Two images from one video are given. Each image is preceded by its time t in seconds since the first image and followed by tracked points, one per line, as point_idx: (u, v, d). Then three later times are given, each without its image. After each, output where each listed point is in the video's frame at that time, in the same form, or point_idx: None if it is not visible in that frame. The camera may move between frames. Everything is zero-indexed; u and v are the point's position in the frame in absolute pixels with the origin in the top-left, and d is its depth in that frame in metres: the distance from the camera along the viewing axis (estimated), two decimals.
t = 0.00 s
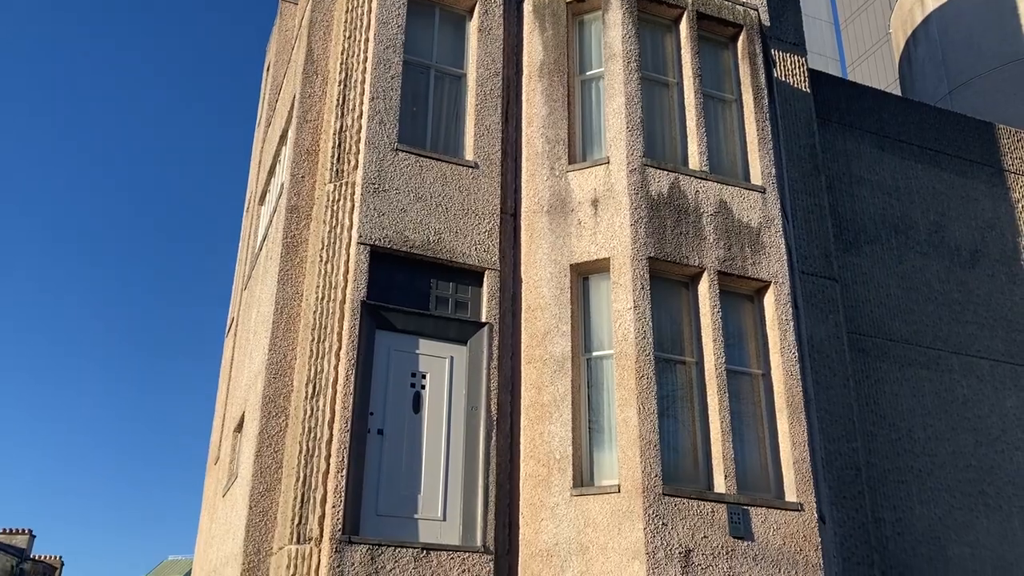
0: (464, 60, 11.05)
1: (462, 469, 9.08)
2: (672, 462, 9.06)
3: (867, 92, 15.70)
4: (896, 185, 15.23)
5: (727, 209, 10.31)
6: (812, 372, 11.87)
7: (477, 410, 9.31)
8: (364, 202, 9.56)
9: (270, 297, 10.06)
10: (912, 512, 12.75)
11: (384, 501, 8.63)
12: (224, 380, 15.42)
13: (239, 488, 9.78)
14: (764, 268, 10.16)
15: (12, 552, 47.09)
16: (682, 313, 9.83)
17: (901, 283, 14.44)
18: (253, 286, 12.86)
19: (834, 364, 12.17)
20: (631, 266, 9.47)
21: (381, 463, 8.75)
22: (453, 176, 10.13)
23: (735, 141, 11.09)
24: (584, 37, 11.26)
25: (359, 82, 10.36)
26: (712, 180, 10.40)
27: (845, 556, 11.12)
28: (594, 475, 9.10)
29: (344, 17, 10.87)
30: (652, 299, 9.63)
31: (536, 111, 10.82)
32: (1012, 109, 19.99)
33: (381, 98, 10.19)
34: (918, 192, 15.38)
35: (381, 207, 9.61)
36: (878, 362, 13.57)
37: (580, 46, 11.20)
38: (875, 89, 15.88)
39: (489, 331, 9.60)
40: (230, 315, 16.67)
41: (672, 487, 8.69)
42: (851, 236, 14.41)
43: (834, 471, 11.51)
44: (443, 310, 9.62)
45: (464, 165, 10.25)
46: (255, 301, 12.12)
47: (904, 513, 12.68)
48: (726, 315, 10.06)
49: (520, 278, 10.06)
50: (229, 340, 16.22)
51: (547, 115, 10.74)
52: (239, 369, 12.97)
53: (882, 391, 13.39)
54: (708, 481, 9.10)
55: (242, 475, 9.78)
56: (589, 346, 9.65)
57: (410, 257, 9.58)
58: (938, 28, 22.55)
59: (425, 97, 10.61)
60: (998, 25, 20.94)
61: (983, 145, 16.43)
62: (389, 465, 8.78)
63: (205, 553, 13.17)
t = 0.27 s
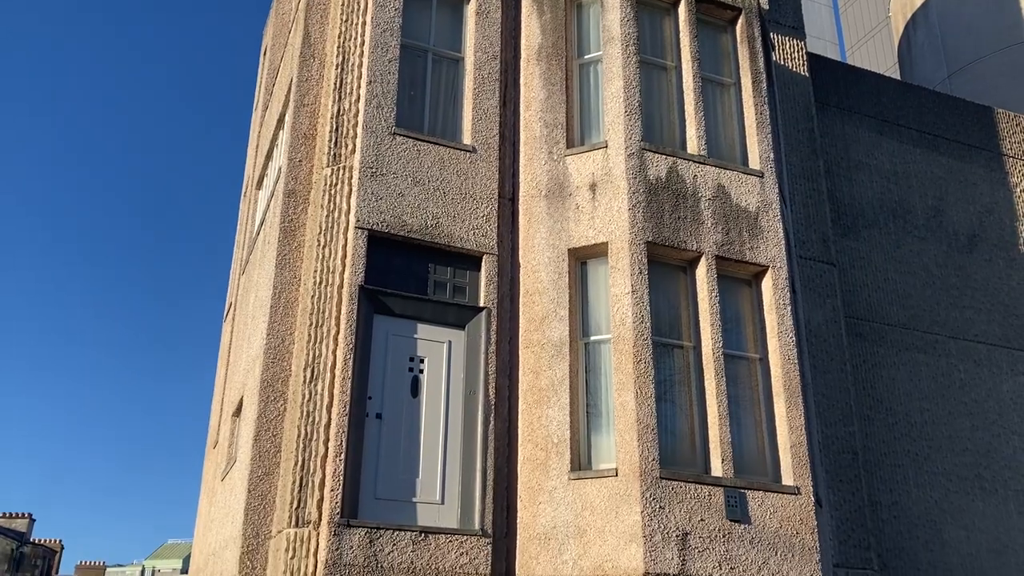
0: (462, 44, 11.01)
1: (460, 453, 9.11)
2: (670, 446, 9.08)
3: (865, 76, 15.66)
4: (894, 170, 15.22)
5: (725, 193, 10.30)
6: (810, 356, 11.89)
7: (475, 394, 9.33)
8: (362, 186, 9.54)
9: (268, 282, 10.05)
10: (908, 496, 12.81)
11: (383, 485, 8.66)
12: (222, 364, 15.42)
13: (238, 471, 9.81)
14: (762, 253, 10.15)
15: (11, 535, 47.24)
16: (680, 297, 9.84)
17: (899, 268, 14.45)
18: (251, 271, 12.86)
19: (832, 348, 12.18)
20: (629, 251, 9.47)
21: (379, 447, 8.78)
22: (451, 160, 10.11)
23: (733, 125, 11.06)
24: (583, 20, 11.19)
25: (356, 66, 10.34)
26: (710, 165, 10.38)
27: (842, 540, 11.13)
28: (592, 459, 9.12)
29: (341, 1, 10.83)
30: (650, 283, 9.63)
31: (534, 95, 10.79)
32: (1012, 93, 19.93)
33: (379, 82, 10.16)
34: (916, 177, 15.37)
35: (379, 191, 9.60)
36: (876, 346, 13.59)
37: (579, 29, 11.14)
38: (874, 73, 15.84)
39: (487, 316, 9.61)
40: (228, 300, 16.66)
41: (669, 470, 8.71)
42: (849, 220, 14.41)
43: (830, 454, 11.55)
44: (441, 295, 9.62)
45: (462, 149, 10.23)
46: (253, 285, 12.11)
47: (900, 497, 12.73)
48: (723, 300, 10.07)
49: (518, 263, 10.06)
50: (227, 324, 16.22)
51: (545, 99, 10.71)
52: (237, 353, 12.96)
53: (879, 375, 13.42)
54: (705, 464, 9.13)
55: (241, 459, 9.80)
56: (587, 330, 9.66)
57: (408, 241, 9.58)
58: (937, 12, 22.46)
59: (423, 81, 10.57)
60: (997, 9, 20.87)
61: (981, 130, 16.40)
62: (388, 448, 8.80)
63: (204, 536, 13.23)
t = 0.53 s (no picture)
0: (460, 29, 10.97)
1: (458, 439, 9.13)
2: (668, 432, 9.10)
3: (865, 62, 15.61)
4: (893, 156, 15.20)
5: (724, 179, 10.28)
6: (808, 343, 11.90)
7: (474, 380, 9.34)
8: (360, 172, 9.53)
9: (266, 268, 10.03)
10: (905, 481, 12.85)
11: (382, 470, 8.68)
12: (221, 350, 15.39)
13: (237, 457, 9.82)
14: (760, 239, 10.14)
15: (11, 520, 47.35)
16: (679, 283, 9.84)
17: (897, 255, 14.44)
18: (249, 257, 12.84)
19: (830, 334, 12.19)
20: (628, 237, 9.46)
21: (378, 432, 8.80)
22: (449, 146, 10.09)
23: (732, 111, 11.02)
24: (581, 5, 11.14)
25: (353, 51, 10.32)
26: (709, 150, 10.36)
27: (839, 525, 11.11)
28: (590, 444, 9.14)
29: None
30: (648, 269, 9.63)
31: (533, 80, 10.75)
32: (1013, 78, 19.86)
33: (376, 68, 10.15)
34: (916, 163, 15.35)
35: (377, 177, 9.58)
36: (874, 332, 13.61)
37: (577, 14, 11.08)
38: (874, 58, 15.78)
39: (486, 302, 9.60)
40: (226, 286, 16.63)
41: (667, 456, 8.74)
42: (848, 206, 14.41)
43: (828, 440, 11.59)
44: (440, 281, 9.62)
45: (460, 135, 10.20)
46: (251, 271, 12.09)
47: (897, 482, 12.78)
48: (722, 286, 10.07)
49: (517, 249, 10.05)
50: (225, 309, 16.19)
51: (543, 84, 10.67)
52: (235, 338, 12.94)
53: (878, 361, 13.45)
54: (703, 450, 9.15)
55: (240, 445, 9.81)
56: (585, 316, 9.66)
57: (406, 228, 9.57)
58: None
59: (421, 66, 10.53)
60: None
61: (981, 115, 16.36)
62: (386, 434, 8.82)
63: (203, 521, 13.27)
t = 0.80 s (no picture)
0: (459, 16, 10.93)
1: (458, 426, 9.15)
2: (667, 419, 9.11)
3: (865, 49, 15.56)
4: (893, 143, 15.17)
5: (724, 166, 10.26)
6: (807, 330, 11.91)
7: (473, 367, 9.35)
8: (360, 159, 9.51)
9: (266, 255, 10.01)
10: (903, 468, 12.89)
11: (381, 457, 8.69)
12: (221, 337, 15.37)
13: (237, 444, 9.82)
14: (760, 226, 10.13)
15: (12, 508, 47.44)
16: (678, 271, 9.83)
17: (897, 242, 14.44)
18: (248, 245, 12.82)
19: (830, 322, 12.19)
20: (627, 225, 9.45)
21: (378, 420, 8.81)
22: (448, 134, 10.06)
23: (732, 97, 10.98)
24: None
25: (352, 38, 10.28)
26: (709, 137, 10.33)
27: (837, 512, 11.07)
28: (589, 432, 9.15)
29: None
30: (648, 257, 9.62)
31: (532, 67, 10.72)
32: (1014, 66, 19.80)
33: (375, 55, 10.12)
34: (916, 150, 15.32)
35: (377, 164, 9.56)
36: (873, 320, 13.62)
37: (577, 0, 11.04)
38: (874, 45, 15.73)
39: (486, 290, 9.60)
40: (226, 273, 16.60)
41: (666, 443, 8.75)
42: (848, 194, 14.40)
43: (827, 427, 11.61)
44: (439, 269, 9.61)
45: (459, 122, 10.18)
46: (250, 258, 12.07)
47: (895, 469, 12.81)
48: (721, 273, 10.07)
49: (516, 237, 10.04)
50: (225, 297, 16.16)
51: (543, 71, 10.64)
52: (235, 326, 12.93)
53: (877, 348, 13.46)
54: (702, 437, 9.16)
55: (240, 432, 9.82)
56: (585, 304, 9.66)
57: (405, 215, 9.55)
58: None
59: (420, 53, 10.50)
60: None
61: (981, 103, 16.32)
62: (386, 421, 8.84)
63: (203, 508, 13.31)
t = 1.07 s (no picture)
0: (459, 3, 10.89)
1: (458, 415, 9.16)
2: (667, 408, 9.12)
3: (866, 37, 15.52)
4: (894, 132, 15.15)
5: (724, 155, 10.25)
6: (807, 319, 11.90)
7: (473, 356, 9.35)
8: (359, 148, 9.49)
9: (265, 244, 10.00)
10: (902, 457, 12.92)
11: (382, 445, 8.71)
12: (221, 326, 15.37)
13: (238, 432, 9.84)
14: (760, 215, 10.12)
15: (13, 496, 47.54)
16: (678, 260, 9.83)
17: (897, 231, 14.43)
18: (248, 233, 12.80)
19: (829, 311, 12.19)
20: (627, 213, 9.44)
21: (378, 408, 8.82)
22: (448, 122, 10.04)
23: (733, 86, 10.96)
24: None
25: (351, 25, 10.25)
26: (709, 126, 10.31)
27: (836, 500, 11.12)
28: (589, 420, 9.16)
29: None
30: (648, 246, 9.62)
31: (532, 55, 10.69)
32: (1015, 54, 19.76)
33: (374, 43, 10.10)
34: (916, 139, 15.30)
35: (376, 153, 9.55)
36: (873, 309, 13.63)
37: None
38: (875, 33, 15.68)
39: (485, 279, 9.60)
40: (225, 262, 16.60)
41: (665, 432, 8.76)
42: (849, 182, 14.39)
43: (826, 416, 11.63)
44: (439, 258, 9.61)
45: (459, 110, 10.15)
46: (250, 247, 12.06)
47: (894, 458, 12.84)
48: (721, 262, 10.07)
49: (516, 226, 10.03)
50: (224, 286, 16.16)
51: (543, 59, 10.62)
52: (235, 315, 12.93)
53: (876, 337, 13.47)
54: (702, 426, 9.17)
55: (240, 421, 9.83)
56: (585, 293, 9.66)
57: (405, 204, 9.54)
58: None
59: (419, 41, 10.47)
60: None
61: (982, 91, 16.29)
62: (386, 410, 8.85)
63: (204, 497, 13.35)
